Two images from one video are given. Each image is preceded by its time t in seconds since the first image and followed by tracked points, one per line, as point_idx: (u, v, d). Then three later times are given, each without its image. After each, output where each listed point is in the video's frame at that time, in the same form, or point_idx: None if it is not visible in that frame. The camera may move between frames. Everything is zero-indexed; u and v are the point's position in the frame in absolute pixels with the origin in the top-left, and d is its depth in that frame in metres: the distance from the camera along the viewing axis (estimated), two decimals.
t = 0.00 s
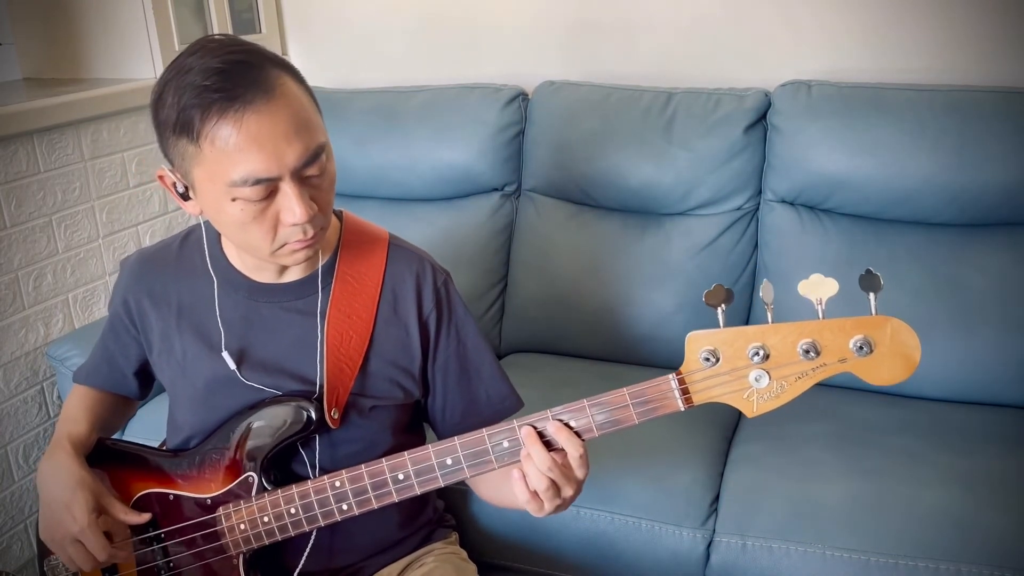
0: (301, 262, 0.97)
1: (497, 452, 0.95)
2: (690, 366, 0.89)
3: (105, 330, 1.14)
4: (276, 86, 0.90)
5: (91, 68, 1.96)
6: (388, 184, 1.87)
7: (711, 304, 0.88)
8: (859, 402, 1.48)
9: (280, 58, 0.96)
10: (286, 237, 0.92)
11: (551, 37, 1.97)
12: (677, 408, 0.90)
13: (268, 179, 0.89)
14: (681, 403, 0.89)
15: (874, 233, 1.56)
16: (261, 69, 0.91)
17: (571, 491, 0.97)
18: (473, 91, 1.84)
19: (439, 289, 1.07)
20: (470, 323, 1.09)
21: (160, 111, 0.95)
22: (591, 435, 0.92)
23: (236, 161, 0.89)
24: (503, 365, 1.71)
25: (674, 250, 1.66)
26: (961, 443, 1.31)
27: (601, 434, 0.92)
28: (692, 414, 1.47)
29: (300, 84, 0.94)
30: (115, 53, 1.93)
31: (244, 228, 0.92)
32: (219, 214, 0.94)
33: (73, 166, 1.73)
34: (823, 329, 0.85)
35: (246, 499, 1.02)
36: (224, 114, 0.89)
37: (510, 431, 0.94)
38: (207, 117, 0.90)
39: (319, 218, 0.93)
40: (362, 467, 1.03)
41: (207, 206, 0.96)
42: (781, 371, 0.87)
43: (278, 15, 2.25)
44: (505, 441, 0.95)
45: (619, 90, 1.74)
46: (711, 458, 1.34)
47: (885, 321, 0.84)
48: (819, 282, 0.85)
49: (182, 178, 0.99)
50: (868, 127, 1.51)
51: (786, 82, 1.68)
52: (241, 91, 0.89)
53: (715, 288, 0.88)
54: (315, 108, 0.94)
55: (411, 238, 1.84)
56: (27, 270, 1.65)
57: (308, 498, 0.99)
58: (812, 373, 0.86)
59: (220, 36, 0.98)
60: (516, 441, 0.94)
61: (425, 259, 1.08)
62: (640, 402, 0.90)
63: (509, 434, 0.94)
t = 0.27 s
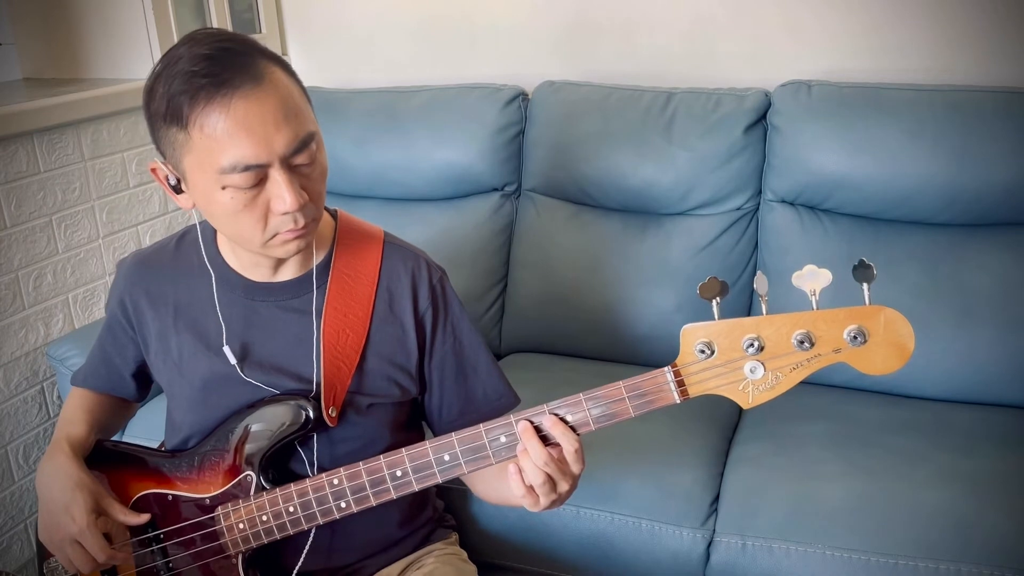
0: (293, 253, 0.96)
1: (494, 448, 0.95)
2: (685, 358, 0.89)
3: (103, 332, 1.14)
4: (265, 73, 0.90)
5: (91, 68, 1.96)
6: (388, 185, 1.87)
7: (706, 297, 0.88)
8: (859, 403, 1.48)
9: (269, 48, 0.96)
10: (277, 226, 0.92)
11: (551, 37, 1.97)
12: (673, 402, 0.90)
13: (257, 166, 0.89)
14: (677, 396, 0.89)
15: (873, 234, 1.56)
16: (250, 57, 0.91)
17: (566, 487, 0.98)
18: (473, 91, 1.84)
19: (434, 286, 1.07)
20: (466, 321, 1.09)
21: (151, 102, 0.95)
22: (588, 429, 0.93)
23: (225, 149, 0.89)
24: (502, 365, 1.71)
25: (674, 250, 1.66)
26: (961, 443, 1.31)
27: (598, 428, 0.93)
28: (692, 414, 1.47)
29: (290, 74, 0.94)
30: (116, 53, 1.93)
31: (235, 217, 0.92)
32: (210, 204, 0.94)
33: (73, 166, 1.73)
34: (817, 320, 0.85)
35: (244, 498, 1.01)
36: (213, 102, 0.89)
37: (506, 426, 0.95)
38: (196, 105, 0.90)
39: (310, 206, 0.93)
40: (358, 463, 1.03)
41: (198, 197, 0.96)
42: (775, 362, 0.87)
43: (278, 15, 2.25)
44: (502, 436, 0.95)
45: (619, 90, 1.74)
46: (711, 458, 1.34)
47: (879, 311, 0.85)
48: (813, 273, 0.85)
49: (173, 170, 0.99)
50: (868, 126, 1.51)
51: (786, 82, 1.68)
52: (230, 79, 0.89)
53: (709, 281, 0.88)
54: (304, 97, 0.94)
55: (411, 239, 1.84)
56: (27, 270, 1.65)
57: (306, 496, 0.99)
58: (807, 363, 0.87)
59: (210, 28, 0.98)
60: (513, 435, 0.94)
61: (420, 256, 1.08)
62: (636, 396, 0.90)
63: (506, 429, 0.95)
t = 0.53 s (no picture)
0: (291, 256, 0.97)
1: (491, 441, 0.96)
2: (679, 349, 0.90)
3: (101, 332, 1.14)
4: (260, 79, 0.90)
5: (91, 68, 1.96)
6: (388, 185, 1.87)
7: (699, 288, 0.89)
8: (859, 402, 1.48)
9: (265, 52, 0.96)
10: (274, 231, 0.92)
11: (551, 37, 1.97)
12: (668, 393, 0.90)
13: (254, 173, 0.89)
14: (671, 387, 0.90)
15: (873, 234, 1.56)
16: (245, 63, 0.91)
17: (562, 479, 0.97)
18: (473, 91, 1.84)
19: (432, 284, 1.07)
20: (463, 318, 1.09)
21: (147, 107, 0.95)
22: (584, 421, 0.92)
23: (221, 155, 0.89)
24: (502, 365, 1.71)
25: (674, 250, 1.66)
26: (961, 443, 1.31)
27: (594, 420, 0.92)
28: (692, 414, 1.47)
29: (285, 78, 0.94)
30: (116, 53, 1.93)
31: (232, 222, 0.93)
32: (206, 209, 0.94)
33: (73, 166, 1.73)
34: (809, 308, 0.86)
35: (243, 495, 1.01)
36: (209, 108, 0.89)
37: (503, 419, 0.95)
38: (192, 111, 0.90)
39: (307, 211, 0.93)
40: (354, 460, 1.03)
41: (195, 201, 0.96)
42: (769, 351, 0.88)
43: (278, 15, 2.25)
44: (498, 429, 0.95)
45: (619, 90, 1.74)
46: (711, 458, 1.34)
47: (871, 298, 0.85)
48: (805, 263, 0.87)
49: (170, 174, 0.99)
50: (868, 126, 1.51)
51: (786, 82, 1.68)
52: (225, 85, 0.89)
53: (702, 272, 0.88)
54: (300, 101, 0.94)
55: (411, 239, 1.84)
56: (27, 270, 1.65)
57: (304, 493, 0.99)
58: (800, 352, 0.87)
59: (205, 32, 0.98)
60: (509, 429, 0.95)
61: (418, 254, 1.08)
62: (632, 387, 0.90)
63: (502, 422, 0.95)
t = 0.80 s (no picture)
0: (290, 255, 0.96)
1: (491, 441, 0.96)
2: (679, 349, 0.90)
3: (101, 332, 1.14)
4: (260, 78, 0.90)
5: (91, 68, 1.96)
6: (388, 184, 1.87)
7: (699, 288, 0.89)
8: (859, 402, 1.48)
9: (265, 51, 0.96)
10: (273, 230, 0.92)
11: (551, 37, 1.97)
12: (668, 393, 0.90)
13: (253, 171, 0.89)
14: (671, 387, 0.90)
15: (873, 234, 1.56)
16: (244, 61, 0.91)
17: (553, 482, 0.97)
18: (473, 91, 1.84)
19: (432, 285, 1.07)
20: (463, 318, 1.09)
21: (147, 106, 0.95)
22: (583, 421, 0.92)
23: (220, 154, 0.89)
24: (502, 365, 1.71)
25: (674, 250, 1.66)
26: (961, 443, 1.31)
27: (594, 421, 0.92)
28: (692, 414, 1.47)
29: (285, 77, 0.94)
30: (116, 53, 1.93)
31: (231, 221, 0.92)
32: (206, 208, 0.94)
33: (73, 166, 1.73)
34: (809, 309, 0.86)
35: (243, 496, 1.01)
36: (208, 107, 0.89)
37: (503, 420, 0.95)
38: (191, 110, 0.90)
39: (306, 210, 0.93)
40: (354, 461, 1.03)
41: (194, 200, 0.96)
42: (769, 352, 0.88)
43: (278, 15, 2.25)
44: (498, 430, 0.95)
45: (619, 90, 1.74)
46: (711, 458, 1.34)
47: (871, 299, 0.85)
48: (805, 263, 0.86)
49: (169, 173, 0.99)
50: (868, 126, 1.51)
51: (786, 82, 1.68)
52: (224, 84, 0.89)
53: (702, 272, 0.88)
54: (299, 100, 0.94)
55: (411, 239, 1.84)
56: (27, 270, 1.65)
57: (304, 494, 0.99)
58: (801, 352, 0.87)
59: (205, 31, 0.98)
60: (509, 429, 0.95)
61: (418, 255, 1.08)
62: (632, 388, 0.90)
63: (501, 423, 0.95)
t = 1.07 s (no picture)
0: (292, 259, 0.97)
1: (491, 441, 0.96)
2: (681, 350, 0.90)
3: (101, 332, 1.14)
4: (265, 84, 0.90)
5: (91, 67, 1.96)
6: (388, 184, 1.87)
7: (701, 289, 0.88)
8: (859, 402, 1.48)
9: (269, 55, 0.96)
10: (276, 235, 0.92)
11: (551, 37, 1.97)
12: (669, 394, 0.90)
13: (257, 177, 0.89)
14: (672, 388, 0.89)
15: (873, 234, 1.56)
16: (249, 66, 0.91)
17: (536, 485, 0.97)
18: (473, 91, 1.84)
19: (433, 286, 1.07)
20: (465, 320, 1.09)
21: (151, 109, 0.95)
22: (584, 422, 0.93)
23: (224, 159, 0.89)
24: (502, 365, 1.71)
25: (674, 250, 1.66)
26: (961, 443, 1.31)
27: (595, 421, 0.93)
28: (692, 414, 1.47)
29: (290, 82, 0.94)
30: (116, 53, 1.93)
31: (234, 226, 0.93)
32: (209, 212, 0.94)
33: (73, 166, 1.73)
34: (811, 309, 0.86)
35: (243, 496, 1.02)
36: (212, 113, 0.89)
37: (503, 420, 0.95)
38: (195, 115, 0.89)
39: (309, 215, 0.93)
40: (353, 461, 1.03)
41: (197, 204, 0.96)
42: (771, 352, 0.88)
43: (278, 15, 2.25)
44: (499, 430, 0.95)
45: (619, 90, 1.74)
46: (711, 458, 1.34)
47: (873, 300, 0.85)
48: (807, 263, 0.86)
49: (172, 175, 0.99)
50: (868, 126, 1.51)
51: (786, 82, 1.68)
52: (229, 89, 0.89)
53: (703, 273, 0.88)
54: (304, 106, 0.94)
55: (411, 239, 1.84)
56: (27, 270, 1.65)
57: (304, 494, 0.99)
58: (802, 353, 0.87)
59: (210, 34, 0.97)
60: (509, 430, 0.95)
61: (420, 256, 1.09)
62: (633, 388, 0.90)
63: (502, 423, 0.95)
